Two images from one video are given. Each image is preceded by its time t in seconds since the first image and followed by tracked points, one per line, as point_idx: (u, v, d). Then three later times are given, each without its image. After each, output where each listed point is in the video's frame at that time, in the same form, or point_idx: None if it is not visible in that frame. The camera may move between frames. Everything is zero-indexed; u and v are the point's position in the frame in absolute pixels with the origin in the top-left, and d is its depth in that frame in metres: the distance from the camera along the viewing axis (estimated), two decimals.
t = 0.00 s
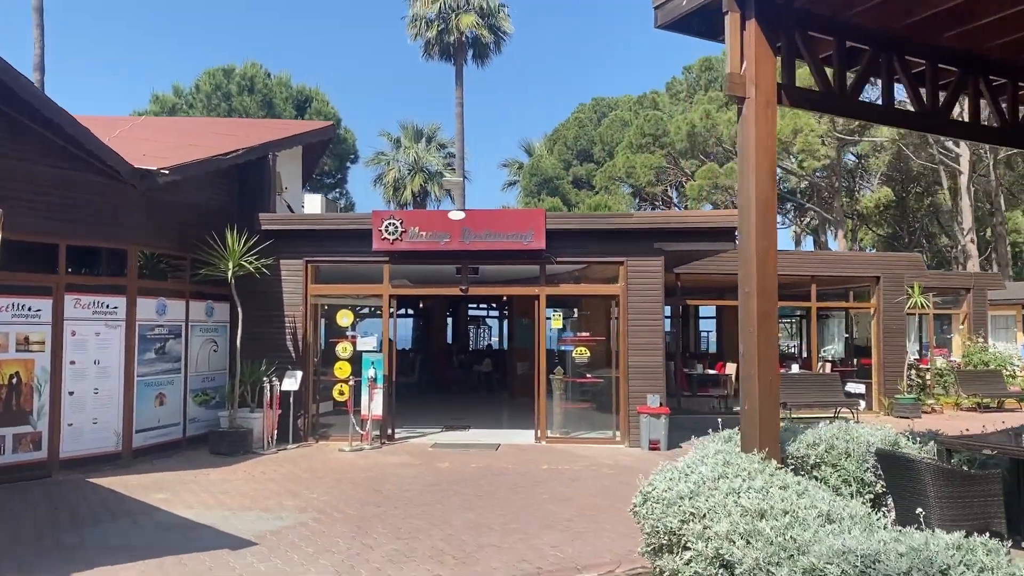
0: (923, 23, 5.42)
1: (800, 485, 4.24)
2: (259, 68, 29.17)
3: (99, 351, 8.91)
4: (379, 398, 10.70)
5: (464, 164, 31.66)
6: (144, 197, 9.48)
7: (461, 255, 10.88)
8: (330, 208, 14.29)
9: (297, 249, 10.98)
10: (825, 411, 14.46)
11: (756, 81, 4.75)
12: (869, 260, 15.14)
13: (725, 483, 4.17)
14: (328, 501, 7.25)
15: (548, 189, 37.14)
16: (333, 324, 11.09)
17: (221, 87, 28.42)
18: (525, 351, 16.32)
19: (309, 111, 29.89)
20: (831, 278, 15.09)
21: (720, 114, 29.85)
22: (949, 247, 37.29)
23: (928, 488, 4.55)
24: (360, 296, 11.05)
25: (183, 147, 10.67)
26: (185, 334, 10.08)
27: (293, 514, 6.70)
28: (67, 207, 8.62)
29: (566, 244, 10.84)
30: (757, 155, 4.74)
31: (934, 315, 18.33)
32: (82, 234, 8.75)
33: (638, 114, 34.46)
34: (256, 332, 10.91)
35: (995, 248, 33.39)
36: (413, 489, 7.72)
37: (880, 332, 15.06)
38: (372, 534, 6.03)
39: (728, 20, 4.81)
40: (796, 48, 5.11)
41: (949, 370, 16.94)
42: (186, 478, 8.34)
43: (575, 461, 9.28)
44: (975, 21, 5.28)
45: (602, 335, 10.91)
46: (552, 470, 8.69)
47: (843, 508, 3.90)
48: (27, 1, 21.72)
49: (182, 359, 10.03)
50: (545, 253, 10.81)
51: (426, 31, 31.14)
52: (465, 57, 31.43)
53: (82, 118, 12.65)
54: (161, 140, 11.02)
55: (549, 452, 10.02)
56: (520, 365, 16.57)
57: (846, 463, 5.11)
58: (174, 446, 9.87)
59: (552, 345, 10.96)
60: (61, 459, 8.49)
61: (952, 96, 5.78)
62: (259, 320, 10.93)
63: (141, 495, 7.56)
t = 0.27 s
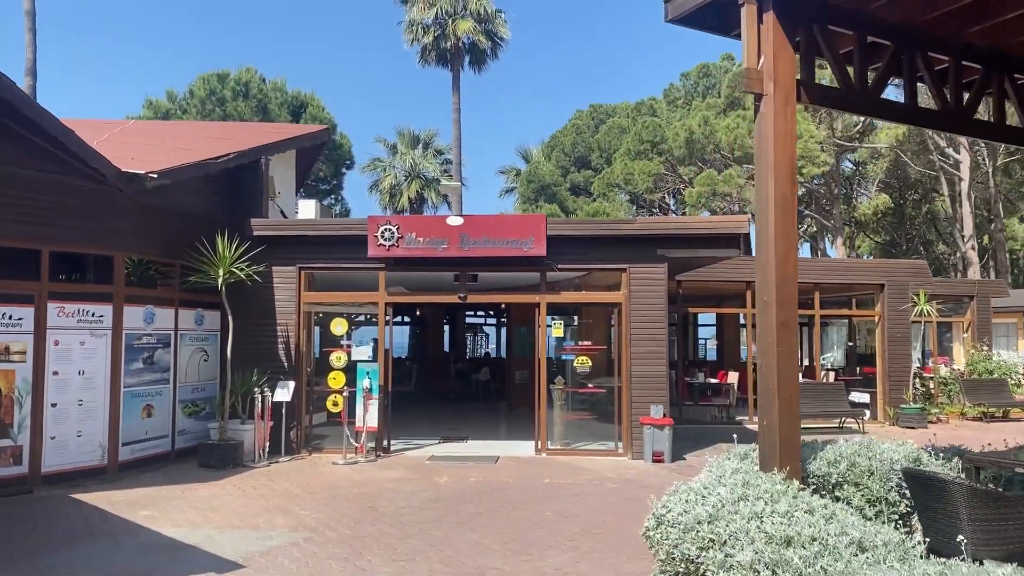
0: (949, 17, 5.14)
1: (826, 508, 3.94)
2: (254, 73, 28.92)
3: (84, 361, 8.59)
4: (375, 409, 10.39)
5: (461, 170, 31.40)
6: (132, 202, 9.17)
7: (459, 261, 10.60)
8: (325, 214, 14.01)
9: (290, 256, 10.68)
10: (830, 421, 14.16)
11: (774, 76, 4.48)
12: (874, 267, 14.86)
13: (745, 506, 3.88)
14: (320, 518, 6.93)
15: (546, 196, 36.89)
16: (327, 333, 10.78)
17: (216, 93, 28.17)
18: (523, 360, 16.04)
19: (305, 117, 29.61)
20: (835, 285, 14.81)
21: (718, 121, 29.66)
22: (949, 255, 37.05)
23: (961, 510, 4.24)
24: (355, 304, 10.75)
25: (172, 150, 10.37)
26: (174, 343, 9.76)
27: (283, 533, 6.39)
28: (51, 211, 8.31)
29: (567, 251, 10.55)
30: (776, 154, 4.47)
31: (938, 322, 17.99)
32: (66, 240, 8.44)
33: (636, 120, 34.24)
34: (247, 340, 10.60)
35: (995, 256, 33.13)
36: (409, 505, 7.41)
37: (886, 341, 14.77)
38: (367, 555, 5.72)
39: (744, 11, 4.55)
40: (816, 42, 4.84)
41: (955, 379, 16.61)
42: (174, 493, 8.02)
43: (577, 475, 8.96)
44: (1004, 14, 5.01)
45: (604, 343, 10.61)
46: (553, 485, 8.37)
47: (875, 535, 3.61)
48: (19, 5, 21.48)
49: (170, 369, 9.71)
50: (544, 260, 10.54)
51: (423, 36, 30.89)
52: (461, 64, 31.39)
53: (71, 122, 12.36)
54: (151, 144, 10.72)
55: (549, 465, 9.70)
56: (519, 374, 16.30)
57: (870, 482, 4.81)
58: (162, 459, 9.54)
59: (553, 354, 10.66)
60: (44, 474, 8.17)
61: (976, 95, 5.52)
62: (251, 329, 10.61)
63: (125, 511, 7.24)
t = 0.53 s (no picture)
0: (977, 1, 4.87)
1: (857, 523, 3.64)
2: (249, 76, 28.64)
3: (67, 366, 8.27)
4: (370, 416, 10.08)
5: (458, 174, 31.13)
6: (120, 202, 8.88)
7: (457, 263, 10.29)
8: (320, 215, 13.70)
9: (283, 258, 10.37)
10: (836, 428, 13.86)
11: (796, 60, 4.21)
12: (881, 270, 14.57)
13: (770, 521, 3.58)
14: (313, 531, 6.62)
15: (544, 200, 36.64)
16: (322, 337, 10.47)
17: (211, 96, 27.88)
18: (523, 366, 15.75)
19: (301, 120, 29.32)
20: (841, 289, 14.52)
21: (717, 125, 29.43)
22: (949, 260, 36.80)
23: (998, 525, 3.91)
24: (350, 307, 10.44)
25: (161, 150, 10.07)
26: (163, 347, 9.45)
27: (273, 547, 6.07)
28: (33, 211, 8.01)
29: (568, 252, 10.26)
30: (798, 143, 4.18)
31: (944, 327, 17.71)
32: (49, 240, 8.13)
33: (636, 124, 34.00)
34: (239, 345, 10.29)
35: (996, 261, 32.89)
36: (406, 516, 7.09)
37: (892, 346, 14.47)
38: (361, 571, 5.41)
39: None
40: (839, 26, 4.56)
41: (962, 385, 16.31)
42: (160, 504, 7.70)
43: (580, 484, 8.65)
44: None
45: (607, 348, 10.31)
46: (556, 495, 8.06)
47: (914, 553, 3.31)
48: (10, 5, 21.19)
49: (159, 374, 9.39)
50: (545, 262, 10.24)
51: (421, 40, 30.62)
52: (459, 68, 31.11)
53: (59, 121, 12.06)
54: (141, 143, 10.43)
55: (551, 474, 9.39)
56: (519, 379, 15.94)
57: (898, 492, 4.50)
58: (150, 467, 9.22)
59: (554, 358, 10.37)
60: (25, 484, 7.85)
61: (1004, 84, 5.25)
62: (243, 334, 10.30)
63: (108, 523, 6.92)
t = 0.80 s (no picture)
0: None
1: (895, 550, 3.34)
2: (245, 78, 28.36)
3: (51, 374, 7.94)
4: (366, 425, 9.75)
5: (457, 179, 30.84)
6: (108, 204, 8.57)
7: (457, 268, 9.99)
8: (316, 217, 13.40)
9: (278, 262, 10.07)
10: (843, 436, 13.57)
11: (823, 48, 3.93)
12: (887, 275, 14.28)
13: (801, 547, 3.28)
14: (306, 547, 6.31)
15: (543, 205, 36.37)
16: (317, 344, 10.13)
17: (206, 98, 27.62)
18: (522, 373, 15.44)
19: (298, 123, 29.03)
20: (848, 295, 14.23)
21: (718, 129, 29.17)
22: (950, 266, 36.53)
23: None
24: (346, 312, 10.12)
25: (152, 150, 9.77)
26: (152, 354, 9.14)
27: (263, 566, 5.76)
28: (16, 212, 7.70)
29: (571, 256, 9.96)
30: (826, 137, 3.91)
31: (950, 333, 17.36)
32: (33, 242, 7.82)
33: (635, 128, 33.73)
34: (232, 352, 9.98)
35: (998, 266, 32.61)
36: (403, 532, 6.78)
37: (900, 352, 14.17)
38: None
39: None
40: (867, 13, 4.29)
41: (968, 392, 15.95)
42: (147, 518, 7.38)
43: (584, 497, 8.34)
44: None
45: (610, 355, 10.00)
46: (560, 509, 7.75)
47: None
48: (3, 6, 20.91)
49: (148, 382, 9.08)
50: (547, 266, 9.95)
51: (419, 43, 30.35)
52: (458, 71, 30.84)
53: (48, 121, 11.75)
54: (131, 143, 10.13)
55: (553, 485, 9.08)
56: (518, 387, 15.76)
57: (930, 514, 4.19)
58: (138, 478, 8.90)
59: (556, 366, 10.04)
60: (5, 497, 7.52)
61: None
62: (236, 340, 9.99)
63: (91, 539, 6.60)
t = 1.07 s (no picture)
0: None
1: (944, 563, 3.07)
2: (242, 79, 28.11)
3: (36, 377, 7.64)
4: (365, 429, 9.47)
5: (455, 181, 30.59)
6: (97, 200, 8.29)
7: (458, 267, 9.72)
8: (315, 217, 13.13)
9: (274, 261, 9.79)
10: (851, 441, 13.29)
11: (857, 22, 3.69)
12: (895, 277, 14.03)
13: (842, 560, 3.02)
14: (302, 557, 6.03)
15: (542, 208, 36.12)
16: (314, 345, 9.85)
17: (203, 99, 27.37)
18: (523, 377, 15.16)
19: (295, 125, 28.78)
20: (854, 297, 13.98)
21: (719, 132, 28.95)
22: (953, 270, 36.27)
23: None
24: (344, 313, 9.84)
25: (144, 146, 9.50)
26: (144, 356, 8.85)
27: None
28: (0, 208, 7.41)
29: (575, 256, 9.70)
30: (861, 117, 3.65)
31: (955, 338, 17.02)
32: (18, 239, 7.53)
33: (635, 131, 33.51)
34: (226, 354, 9.70)
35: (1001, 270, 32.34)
36: (404, 540, 6.50)
37: (908, 356, 13.85)
38: None
39: None
40: None
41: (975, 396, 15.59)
42: (137, 525, 7.09)
43: (591, 503, 8.05)
44: None
45: (616, 357, 9.73)
46: (565, 516, 7.47)
47: None
48: None
49: (139, 385, 8.79)
50: (551, 266, 9.69)
51: (417, 45, 30.10)
52: (456, 73, 30.61)
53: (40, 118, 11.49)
54: (123, 139, 9.86)
55: (558, 491, 8.79)
56: (519, 391, 15.46)
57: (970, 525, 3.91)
58: (128, 484, 8.60)
59: (560, 368, 9.77)
60: None
61: None
62: (231, 342, 9.71)
63: (77, 548, 6.31)
